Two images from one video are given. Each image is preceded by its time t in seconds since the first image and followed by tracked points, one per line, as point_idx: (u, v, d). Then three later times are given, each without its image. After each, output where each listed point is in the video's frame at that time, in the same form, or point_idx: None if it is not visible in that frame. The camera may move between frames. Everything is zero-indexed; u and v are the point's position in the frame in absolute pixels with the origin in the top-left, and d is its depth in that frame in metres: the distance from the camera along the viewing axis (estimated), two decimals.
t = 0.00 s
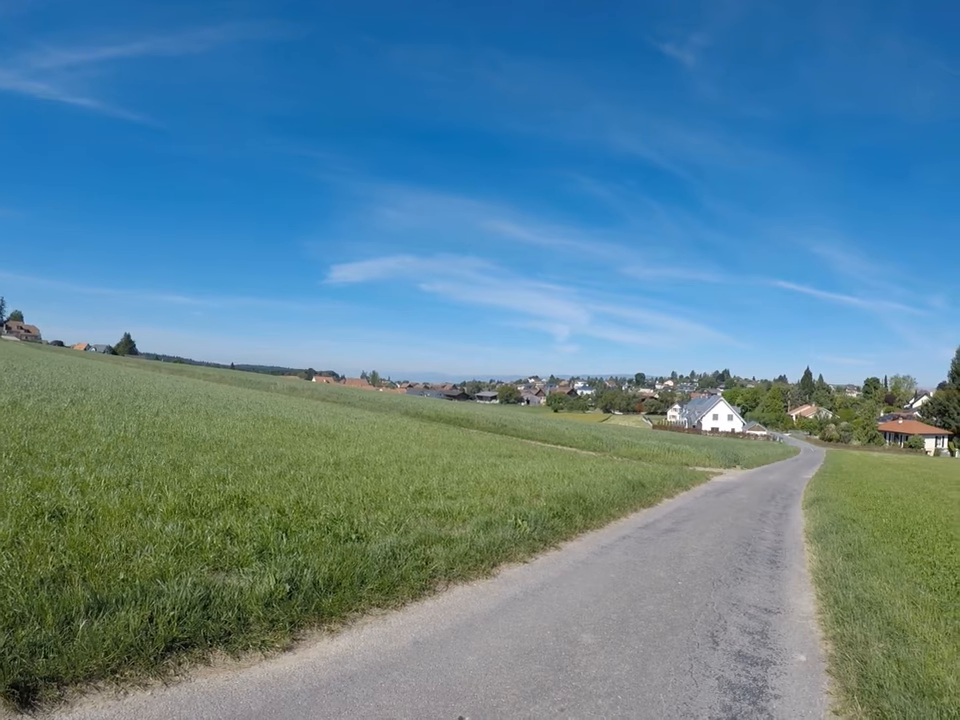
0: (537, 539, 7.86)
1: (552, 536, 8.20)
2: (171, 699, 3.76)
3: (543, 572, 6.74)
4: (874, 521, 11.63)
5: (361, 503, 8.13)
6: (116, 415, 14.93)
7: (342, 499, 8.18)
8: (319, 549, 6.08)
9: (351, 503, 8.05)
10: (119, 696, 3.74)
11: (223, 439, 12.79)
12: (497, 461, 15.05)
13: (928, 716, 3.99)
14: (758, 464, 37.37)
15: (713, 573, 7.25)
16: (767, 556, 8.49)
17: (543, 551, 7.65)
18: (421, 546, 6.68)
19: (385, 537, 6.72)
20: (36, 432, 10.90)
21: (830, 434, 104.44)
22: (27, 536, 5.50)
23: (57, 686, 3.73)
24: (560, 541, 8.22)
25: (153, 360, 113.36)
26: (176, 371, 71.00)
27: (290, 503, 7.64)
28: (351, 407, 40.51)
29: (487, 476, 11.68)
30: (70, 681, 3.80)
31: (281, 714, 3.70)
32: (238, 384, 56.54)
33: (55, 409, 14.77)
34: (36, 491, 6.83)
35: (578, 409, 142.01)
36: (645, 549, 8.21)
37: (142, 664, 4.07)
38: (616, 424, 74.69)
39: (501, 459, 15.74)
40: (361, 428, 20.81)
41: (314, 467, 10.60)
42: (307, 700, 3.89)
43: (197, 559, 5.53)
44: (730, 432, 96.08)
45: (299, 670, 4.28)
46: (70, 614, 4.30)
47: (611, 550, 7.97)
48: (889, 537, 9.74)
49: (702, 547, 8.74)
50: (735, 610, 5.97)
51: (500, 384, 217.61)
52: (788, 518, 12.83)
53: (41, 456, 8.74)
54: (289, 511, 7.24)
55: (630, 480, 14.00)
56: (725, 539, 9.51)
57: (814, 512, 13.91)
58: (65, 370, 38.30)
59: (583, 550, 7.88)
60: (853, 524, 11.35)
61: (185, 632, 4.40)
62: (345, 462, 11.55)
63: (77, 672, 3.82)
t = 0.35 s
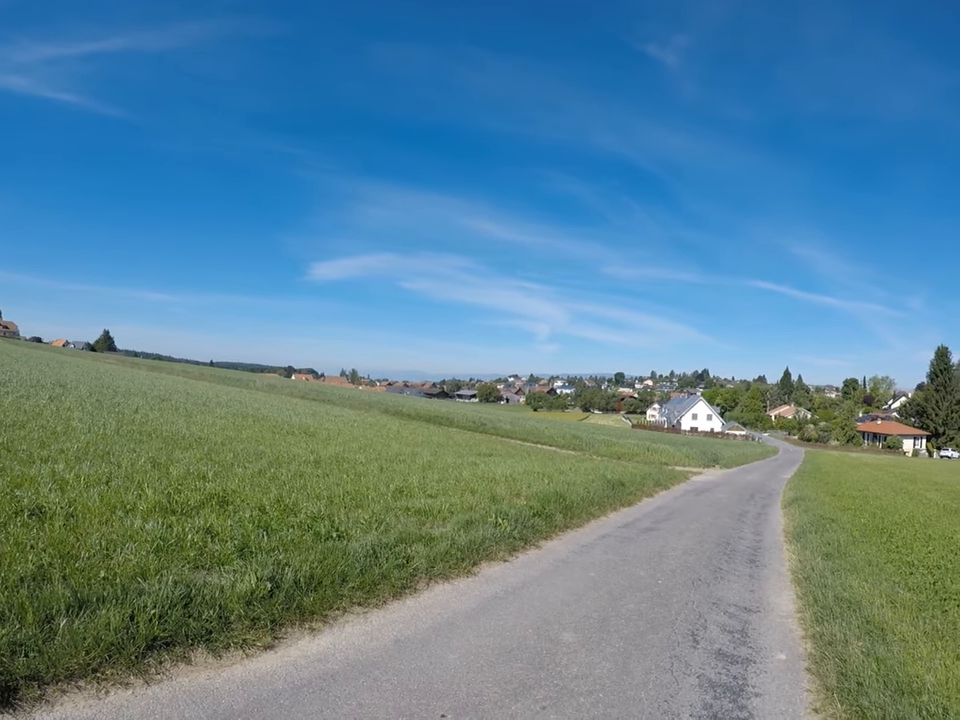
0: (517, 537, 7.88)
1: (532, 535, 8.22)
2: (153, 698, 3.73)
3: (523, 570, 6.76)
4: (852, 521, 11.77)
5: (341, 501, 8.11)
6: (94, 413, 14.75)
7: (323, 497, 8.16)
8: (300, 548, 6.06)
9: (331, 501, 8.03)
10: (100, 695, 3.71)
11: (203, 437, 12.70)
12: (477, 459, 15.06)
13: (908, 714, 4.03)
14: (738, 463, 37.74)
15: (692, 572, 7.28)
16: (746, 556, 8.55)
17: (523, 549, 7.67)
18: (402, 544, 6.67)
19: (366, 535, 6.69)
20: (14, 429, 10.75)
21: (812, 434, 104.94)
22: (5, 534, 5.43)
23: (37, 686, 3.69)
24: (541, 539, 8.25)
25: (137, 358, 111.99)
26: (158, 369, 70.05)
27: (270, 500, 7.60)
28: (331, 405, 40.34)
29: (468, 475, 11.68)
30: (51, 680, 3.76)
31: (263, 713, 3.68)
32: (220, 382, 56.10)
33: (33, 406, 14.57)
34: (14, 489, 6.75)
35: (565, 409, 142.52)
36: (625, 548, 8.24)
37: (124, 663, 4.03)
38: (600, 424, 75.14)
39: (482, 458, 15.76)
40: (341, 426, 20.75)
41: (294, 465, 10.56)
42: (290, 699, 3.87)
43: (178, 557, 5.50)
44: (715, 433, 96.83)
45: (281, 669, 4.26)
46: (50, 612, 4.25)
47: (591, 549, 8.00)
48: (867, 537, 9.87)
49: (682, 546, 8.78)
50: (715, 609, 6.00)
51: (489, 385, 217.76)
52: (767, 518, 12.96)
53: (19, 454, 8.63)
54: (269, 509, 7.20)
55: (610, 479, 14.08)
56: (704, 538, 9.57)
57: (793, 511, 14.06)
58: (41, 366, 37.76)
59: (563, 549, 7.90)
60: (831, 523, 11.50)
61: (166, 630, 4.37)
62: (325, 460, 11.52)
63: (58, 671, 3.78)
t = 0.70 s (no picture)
0: (493, 536, 7.90)
1: (508, 534, 8.24)
2: (129, 698, 3.70)
3: (499, 568, 6.78)
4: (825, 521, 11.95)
5: (317, 499, 8.08)
6: (67, 409, 14.50)
7: (298, 494, 8.12)
8: (276, 545, 6.03)
9: (308, 499, 7.99)
10: (75, 695, 3.66)
11: (178, 434, 12.56)
12: (454, 458, 15.07)
13: (880, 710, 4.10)
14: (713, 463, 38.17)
15: (667, 571, 7.34)
16: (720, 554, 8.63)
17: (499, 548, 7.69)
18: (378, 542, 6.65)
19: (342, 533, 6.67)
20: None
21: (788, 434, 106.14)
22: None
23: (12, 686, 3.64)
24: (516, 538, 8.28)
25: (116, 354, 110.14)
26: (133, 365, 68.76)
27: (246, 498, 7.55)
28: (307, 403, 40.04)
29: (444, 473, 11.69)
30: (25, 680, 3.70)
31: (239, 712, 3.65)
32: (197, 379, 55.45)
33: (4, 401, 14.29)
34: None
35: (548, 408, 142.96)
36: (600, 547, 8.28)
37: (100, 662, 3.99)
38: (580, 423, 75.53)
39: (458, 456, 15.76)
40: (318, 424, 20.62)
41: (270, 462, 10.50)
42: (266, 698, 3.84)
43: (154, 555, 5.44)
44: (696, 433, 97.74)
45: (257, 667, 4.23)
46: (24, 612, 4.18)
47: (567, 548, 8.03)
48: (840, 536, 10.03)
49: (656, 545, 8.84)
50: (690, 607, 6.06)
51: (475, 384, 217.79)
52: (742, 517, 13.11)
53: None
54: (245, 507, 7.15)
55: (586, 478, 14.16)
56: (679, 537, 9.65)
57: (767, 510, 14.27)
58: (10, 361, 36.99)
59: (538, 548, 7.94)
60: (804, 522, 11.69)
61: (142, 629, 4.32)
62: (301, 458, 11.46)
63: (33, 671, 3.72)
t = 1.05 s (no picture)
0: (469, 535, 7.92)
1: (484, 533, 8.25)
2: (103, 698, 3.65)
3: (475, 567, 6.78)
4: (800, 520, 12.13)
5: (293, 497, 8.03)
6: (40, 404, 14.24)
7: (274, 493, 8.06)
8: (251, 544, 5.98)
9: (283, 497, 7.94)
10: (49, 696, 3.61)
11: (154, 431, 12.42)
12: (430, 456, 15.07)
13: (853, 706, 4.15)
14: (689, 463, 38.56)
15: (643, 570, 7.40)
16: (695, 554, 8.71)
17: (474, 547, 7.70)
18: (354, 541, 6.63)
19: (318, 531, 6.64)
20: None
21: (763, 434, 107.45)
22: None
23: None
24: (492, 537, 8.30)
25: (95, 349, 108.49)
26: (110, 360, 67.74)
27: (221, 496, 7.49)
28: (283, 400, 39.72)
29: (420, 471, 11.68)
30: None
31: (215, 713, 3.62)
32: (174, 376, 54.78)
33: None
34: None
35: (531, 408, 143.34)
36: (576, 546, 8.32)
37: (74, 663, 3.94)
38: (561, 423, 75.87)
39: (435, 455, 15.76)
40: (294, 421, 20.46)
41: (246, 460, 10.41)
42: (242, 697, 3.81)
43: (128, 554, 5.37)
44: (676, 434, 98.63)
45: (233, 667, 4.19)
46: None
47: (543, 547, 8.06)
48: (814, 535, 10.19)
49: (631, 544, 8.89)
50: (665, 606, 6.11)
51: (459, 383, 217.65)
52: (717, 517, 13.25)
53: None
54: (220, 505, 7.09)
55: (562, 477, 14.22)
56: (655, 536, 9.73)
57: (741, 510, 14.44)
58: None
59: (514, 547, 7.96)
60: (779, 522, 11.85)
61: (116, 628, 4.27)
62: (277, 456, 11.39)
63: (5, 672, 3.66)
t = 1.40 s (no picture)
0: (446, 533, 7.93)
1: (461, 531, 8.28)
2: (80, 698, 3.61)
3: (452, 565, 6.80)
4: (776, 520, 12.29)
5: (269, 495, 7.98)
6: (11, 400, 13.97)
7: (251, 490, 8.01)
8: (228, 542, 5.94)
9: (260, 495, 7.89)
10: (25, 696, 3.56)
11: (129, 428, 12.26)
12: (407, 454, 15.06)
13: (827, 702, 4.22)
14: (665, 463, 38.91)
15: (619, 568, 7.45)
16: (671, 553, 8.79)
17: (451, 545, 7.72)
18: (331, 539, 6.61)
19: (295, 529, 6.61)
20: None
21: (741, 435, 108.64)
22: None
23: None
24: (469, 535, 8.32)
25: (75, 345, 106.78)
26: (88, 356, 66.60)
27: (198, 493, 7.43)
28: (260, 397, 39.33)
29: (397, 469, 11.66)
30: None
31: (193, 712, 3.60)
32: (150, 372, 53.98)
33: None
34: None
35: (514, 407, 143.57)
36: (552, 545, 8.35)
37: (49, 662, 3.89)
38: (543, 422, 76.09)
39: (412, 453, 15.75)
40: (271, 418, 20.26)
41: (222, 458, 10.31)
42: (219, 696, 3.79)
43: (103, 552, 5.31)
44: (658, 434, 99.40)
45: (210, 666, 4.17)
46: None
47: (520, 545, 8.10)
48: (789, 535, 10.34)
49: (608, 543, 8.95)
50: (641, 604, 6.17)
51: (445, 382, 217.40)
52: (693, 516, 13.37)
53: None
54: (197, 503, 7.03)
55: (538, 476, 14.28)
56: (631, 535, 9.81)
57: (717, 509, 14.61)
58: None
59: (491, 545, 7.98)
60: (755, 521, 12.01)
61: (92, 627, 4.22)
62: (254, 453, 11.30)
63: None
